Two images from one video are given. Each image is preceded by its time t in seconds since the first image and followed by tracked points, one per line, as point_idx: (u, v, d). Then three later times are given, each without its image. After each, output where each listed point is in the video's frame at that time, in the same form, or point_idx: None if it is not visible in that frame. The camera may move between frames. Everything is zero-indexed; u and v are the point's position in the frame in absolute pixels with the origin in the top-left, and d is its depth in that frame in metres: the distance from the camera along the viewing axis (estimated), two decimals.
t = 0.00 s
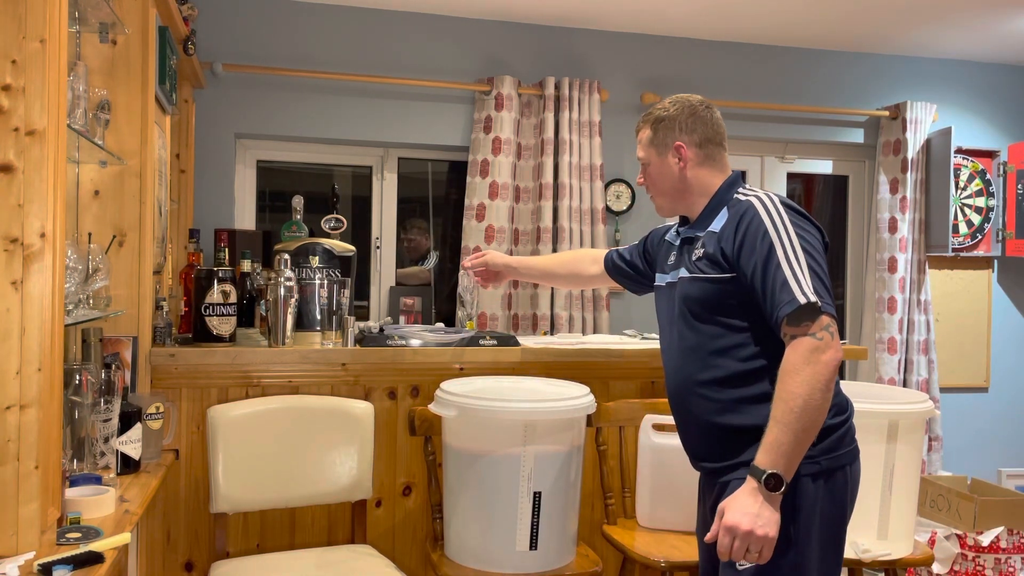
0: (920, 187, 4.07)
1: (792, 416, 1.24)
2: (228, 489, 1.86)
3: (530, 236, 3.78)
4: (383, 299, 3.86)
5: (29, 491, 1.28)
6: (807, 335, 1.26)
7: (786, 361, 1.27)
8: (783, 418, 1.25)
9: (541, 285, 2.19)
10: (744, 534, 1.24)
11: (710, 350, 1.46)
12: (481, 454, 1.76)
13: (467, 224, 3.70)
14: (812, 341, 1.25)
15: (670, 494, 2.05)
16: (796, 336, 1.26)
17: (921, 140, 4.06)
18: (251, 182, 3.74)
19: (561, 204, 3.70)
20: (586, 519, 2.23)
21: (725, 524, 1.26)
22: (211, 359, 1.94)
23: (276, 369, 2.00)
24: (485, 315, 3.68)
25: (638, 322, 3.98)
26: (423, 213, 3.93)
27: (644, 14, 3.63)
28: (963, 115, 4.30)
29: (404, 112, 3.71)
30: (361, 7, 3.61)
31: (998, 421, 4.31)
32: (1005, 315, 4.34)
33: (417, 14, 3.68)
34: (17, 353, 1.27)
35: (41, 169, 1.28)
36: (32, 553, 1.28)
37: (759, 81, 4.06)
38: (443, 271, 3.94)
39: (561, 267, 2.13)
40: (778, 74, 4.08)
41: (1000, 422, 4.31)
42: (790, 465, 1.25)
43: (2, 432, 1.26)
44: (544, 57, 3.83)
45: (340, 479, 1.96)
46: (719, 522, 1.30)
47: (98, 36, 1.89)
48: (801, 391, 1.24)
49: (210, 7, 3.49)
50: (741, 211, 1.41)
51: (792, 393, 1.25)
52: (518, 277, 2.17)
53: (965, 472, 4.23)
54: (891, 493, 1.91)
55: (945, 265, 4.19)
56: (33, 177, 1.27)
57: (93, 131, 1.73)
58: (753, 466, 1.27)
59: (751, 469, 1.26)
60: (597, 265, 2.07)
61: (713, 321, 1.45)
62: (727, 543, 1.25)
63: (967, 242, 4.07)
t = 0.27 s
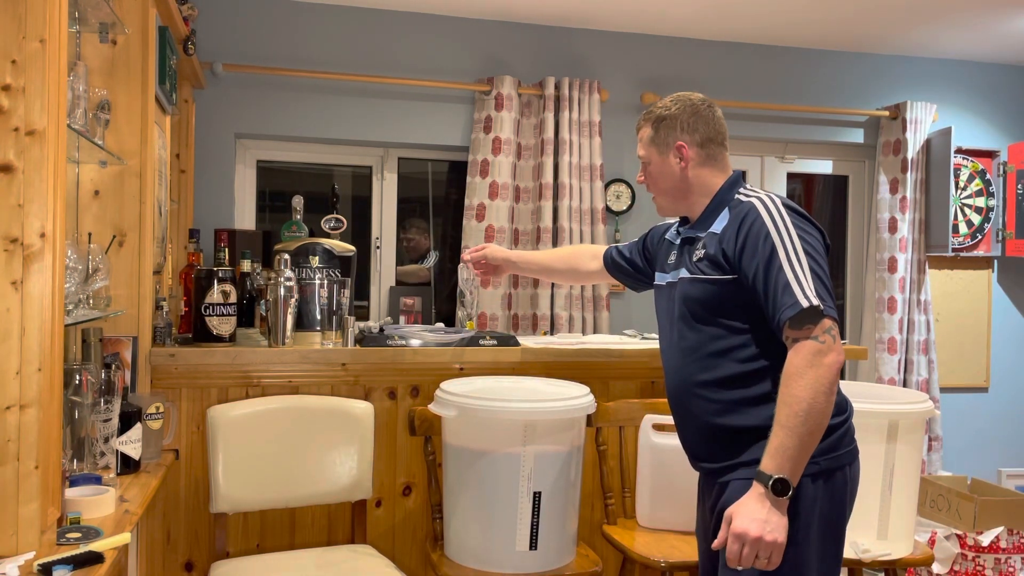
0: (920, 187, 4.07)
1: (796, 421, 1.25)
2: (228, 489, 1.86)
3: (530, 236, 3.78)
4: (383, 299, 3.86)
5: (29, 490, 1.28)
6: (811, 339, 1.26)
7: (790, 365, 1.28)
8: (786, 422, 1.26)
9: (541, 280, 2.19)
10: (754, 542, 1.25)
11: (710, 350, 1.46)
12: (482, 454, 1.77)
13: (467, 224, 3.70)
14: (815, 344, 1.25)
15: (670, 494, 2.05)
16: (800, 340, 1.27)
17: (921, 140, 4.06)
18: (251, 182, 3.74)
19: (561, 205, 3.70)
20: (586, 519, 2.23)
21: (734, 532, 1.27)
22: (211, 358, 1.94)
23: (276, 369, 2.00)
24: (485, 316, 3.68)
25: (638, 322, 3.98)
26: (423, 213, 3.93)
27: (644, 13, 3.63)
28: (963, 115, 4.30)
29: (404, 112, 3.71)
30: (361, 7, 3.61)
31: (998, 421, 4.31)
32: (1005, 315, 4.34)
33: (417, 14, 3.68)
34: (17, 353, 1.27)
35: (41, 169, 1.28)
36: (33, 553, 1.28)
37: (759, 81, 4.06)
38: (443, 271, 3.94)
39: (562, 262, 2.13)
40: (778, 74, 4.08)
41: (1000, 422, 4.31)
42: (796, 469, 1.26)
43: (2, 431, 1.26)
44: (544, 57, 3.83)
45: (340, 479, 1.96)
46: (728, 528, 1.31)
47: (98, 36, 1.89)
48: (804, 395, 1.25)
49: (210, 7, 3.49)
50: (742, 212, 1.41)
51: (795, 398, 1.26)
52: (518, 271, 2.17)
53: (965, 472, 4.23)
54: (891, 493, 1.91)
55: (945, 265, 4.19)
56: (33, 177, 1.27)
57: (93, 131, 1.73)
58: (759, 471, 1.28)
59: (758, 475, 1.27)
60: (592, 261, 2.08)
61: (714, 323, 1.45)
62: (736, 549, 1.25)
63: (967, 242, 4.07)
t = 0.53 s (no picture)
0: (920, 187, 4.07)
1: (797, 426, 1.25)
2: (228, 489, 1.86)
3: (530, 236, 3.78)
4: (382, 299, 3.86)
5: (29, 490, 1.28)
6: (810, 344, 1.26)
7: (789, 370, 1.28)
8: (787, 427, 1.26)
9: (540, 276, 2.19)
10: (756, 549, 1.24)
11: (709, 351, 1.46)
12: (482, 454, 1.77)
13: (467, 224, 3.70)
14: (815, 348, 1.25)
15: (670, 494, 2.05)
16: (801, 345, 1.26)
17: (921, 140, 4.06)
18: (251, 182, 3.74)
19: (561, 205, 3.70)
20: (586, 519, 2.23)
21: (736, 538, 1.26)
22: (211, 358, 1.94)
23: (276, 369, 2.00)
24: (485, 316, 3.67)
25: (638, 322, 3.98)
26: (423, 213, 3.93)
27: (644, 14, 3.63)
28: (963, 115, 4.30)
29: (404, 112, 3.71)
30: (361, 7, 3.61)
31: (998, 421, 4.31)
32: (1005, 314, 4.34)
33: (417, 14, 3.68)
34: (18, 353, 1.27)
35: (41, 169, 1.28)
36: (32, 553, 1.28)
37: (758, 81, 4.06)
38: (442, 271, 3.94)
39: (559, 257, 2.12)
40: (778, 74, 4.08)
41: (1000, 422, 4.31)
42: (796, 474, 1.26)
43: (2, 431, 1.26)
44: (544, 57, 3.83)
45: (340, 479, 1.96)
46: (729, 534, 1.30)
47: (98, 36, 1.89)
48: (804, 399, 1.25)
49: (210, 7, 3.49)
50: (742, 215, 1.41)
51: (795, 403, 1.26)
52: (517, 268, 2.19)
53: (965, 472, 4.23)
54: (892, 494, 1.91)
55: (945, 265, 4.19)
56: (33, 176, 1.27)
57: (93, 131, 1.73)
58: (760, 477, 1.28)
59: (759, 480, 1.27)
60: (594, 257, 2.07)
61: (713, 325, 1.45)
62: (739, 556, 1.25)
63: (967, 242, 4.07)
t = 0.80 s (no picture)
0: (920, 187, 4.07)
1: (794, 430, 1.25)
2: (228, 489, 1.86)
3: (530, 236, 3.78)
4: (382, 299, 3.86)
5: (29, 490, 1.28)
6: (807, 348, 1.26)
7: (786, 374, 1.28)
8: (783, 431, 1.26)
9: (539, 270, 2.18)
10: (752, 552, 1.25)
11: (708, 351, 1.46)
12: (481, 454, 1.77)
13: (467, 224, 3.70)
14: (812, 352, 1.26)
15: (670, 494, 2.05)
16: (798, 349, 1.27)
17: (921, 140, 4.06)
18: (251, 182, 3.74)
19: (561, 205, 3.70)
20: (586, 519, 2.23)
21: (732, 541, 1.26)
22: (211, 358, 1.94)
23: (276, 369, 2.00)
24: (485, 316, 3.67)
25: (638, 322, 3.98)
26: (423, 213, 3.93)
27: (644, 14, 3.63)
28: (963, 115, 4.30)
29: (404, 112, 3.71)
30: (361, 7, 3.61)
31: (998, 421, 4.31)
32: (1005, 314, 4.34)
33: (417, 14, 3.68)
34: (18, 353, 1.27)
35: (42, 169, 1.28)
36: (33, 553, 1.28)
37: (759, 81, 4.06)
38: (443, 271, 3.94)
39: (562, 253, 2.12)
40: (778, 74, 4.08)
41: (1000, 422, 4.31)
42: (792, 477, 1.26)
43: (2, 431, 1.26)
44: (544, 57, 3.83)
45: (340, 479, 1.96)
46: (725, 537, 1.30)
47: (98, 36, 1.89)
48: (801, 403, 1.25)
49: (210, 7, 3.49)
50: (742, 217, 1.40)
51: (792, 407, 1.26)
52: (516, 261, 2.16)
53: (965, 472, 4.23)
54: (892, 493, 1.91)
55: (945, 265, 4.20)
56: (33, 176, 1.27)
57: (93, 131, 1.73)
58: (756, 480, 1.28)
59: (755, 483, 1.27)
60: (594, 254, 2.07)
61: (712, 326, 1.45)
62: (734, 559, 1.25)
63: (967, 242, 4.07)
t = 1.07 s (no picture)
0: (920, 188, 4.07)
1: (789, 435, 1.25)
2: (228, 489, 1.86)
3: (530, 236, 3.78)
4: (382, 299, 3.86)
5: (29, 490, 1.28)
6: (804, 352, 1.26)
7: (783, 377, 1.28)
8: (779, 435, 1.26)
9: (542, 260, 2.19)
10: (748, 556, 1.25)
11: (706, 352, 1.46)
12: (481, 454, 1.77)
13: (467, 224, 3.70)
14: (809, 356, 1.26)
15: (670, 494, 2.05)
16: (795, 352, 1.27)
17: (921, 140, 4.06)
18: (251, 182, 3.74)
19: (561, 205, 3.70)
20: (586, 519, 2.23)
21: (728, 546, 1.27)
22: (211, 359, 1.94)
23: (276, 369, 2.00)
24: (485, 316, 3.67)
25: (637, 322, 3.98)
26: (423, 213, 3.93)
27: (644, 13, 3.63)
28: (963, 115, 4.30)
29: (404, 112, 3.71)
30: (361, 7, 3.61)
31: (998, 421, 4.31)
32: (1005, 314, 4.34)
33: (417, 14, 3.68)
34: (18, 353, 1.27)
35: (42, 169, 1.28)
36: (33, 553, 1.28)
37: (759, 81, 4.06)
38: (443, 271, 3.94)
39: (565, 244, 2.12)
40: (778, 74, 4.08)
41: (1000, 422, 4.31)
42: (788, 481, 1.26)
43: (2, 431, 1.26)
44: (544, 56, 3.83)
45: (340, 479, 1.96)
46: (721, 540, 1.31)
47: (98, 36, 1.89)
48: (798, 407, 1.25)
49: (210, 7, 3.49)
50: (742, 218, 1.40)
51: (788, 411, 1.26)
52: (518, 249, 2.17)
53: (965, 472, 4.23)
54: (892, 493, 1.91)
55: (945, 265, 4.20)
56: (33, 176, 1.27)
57: (93, 131, 1.73)
58: (752, 484, 1.28)
59: (751, 487, 1.27)
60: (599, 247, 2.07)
61: (709, 327, 1.45)
62: (730, 564, 1.25)
63: (967, 242, 4.07)
